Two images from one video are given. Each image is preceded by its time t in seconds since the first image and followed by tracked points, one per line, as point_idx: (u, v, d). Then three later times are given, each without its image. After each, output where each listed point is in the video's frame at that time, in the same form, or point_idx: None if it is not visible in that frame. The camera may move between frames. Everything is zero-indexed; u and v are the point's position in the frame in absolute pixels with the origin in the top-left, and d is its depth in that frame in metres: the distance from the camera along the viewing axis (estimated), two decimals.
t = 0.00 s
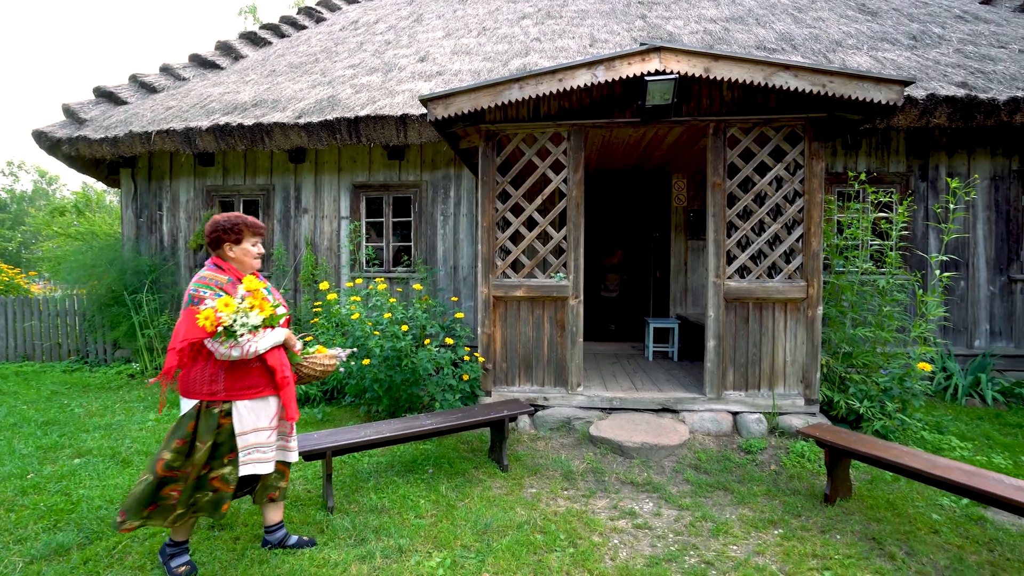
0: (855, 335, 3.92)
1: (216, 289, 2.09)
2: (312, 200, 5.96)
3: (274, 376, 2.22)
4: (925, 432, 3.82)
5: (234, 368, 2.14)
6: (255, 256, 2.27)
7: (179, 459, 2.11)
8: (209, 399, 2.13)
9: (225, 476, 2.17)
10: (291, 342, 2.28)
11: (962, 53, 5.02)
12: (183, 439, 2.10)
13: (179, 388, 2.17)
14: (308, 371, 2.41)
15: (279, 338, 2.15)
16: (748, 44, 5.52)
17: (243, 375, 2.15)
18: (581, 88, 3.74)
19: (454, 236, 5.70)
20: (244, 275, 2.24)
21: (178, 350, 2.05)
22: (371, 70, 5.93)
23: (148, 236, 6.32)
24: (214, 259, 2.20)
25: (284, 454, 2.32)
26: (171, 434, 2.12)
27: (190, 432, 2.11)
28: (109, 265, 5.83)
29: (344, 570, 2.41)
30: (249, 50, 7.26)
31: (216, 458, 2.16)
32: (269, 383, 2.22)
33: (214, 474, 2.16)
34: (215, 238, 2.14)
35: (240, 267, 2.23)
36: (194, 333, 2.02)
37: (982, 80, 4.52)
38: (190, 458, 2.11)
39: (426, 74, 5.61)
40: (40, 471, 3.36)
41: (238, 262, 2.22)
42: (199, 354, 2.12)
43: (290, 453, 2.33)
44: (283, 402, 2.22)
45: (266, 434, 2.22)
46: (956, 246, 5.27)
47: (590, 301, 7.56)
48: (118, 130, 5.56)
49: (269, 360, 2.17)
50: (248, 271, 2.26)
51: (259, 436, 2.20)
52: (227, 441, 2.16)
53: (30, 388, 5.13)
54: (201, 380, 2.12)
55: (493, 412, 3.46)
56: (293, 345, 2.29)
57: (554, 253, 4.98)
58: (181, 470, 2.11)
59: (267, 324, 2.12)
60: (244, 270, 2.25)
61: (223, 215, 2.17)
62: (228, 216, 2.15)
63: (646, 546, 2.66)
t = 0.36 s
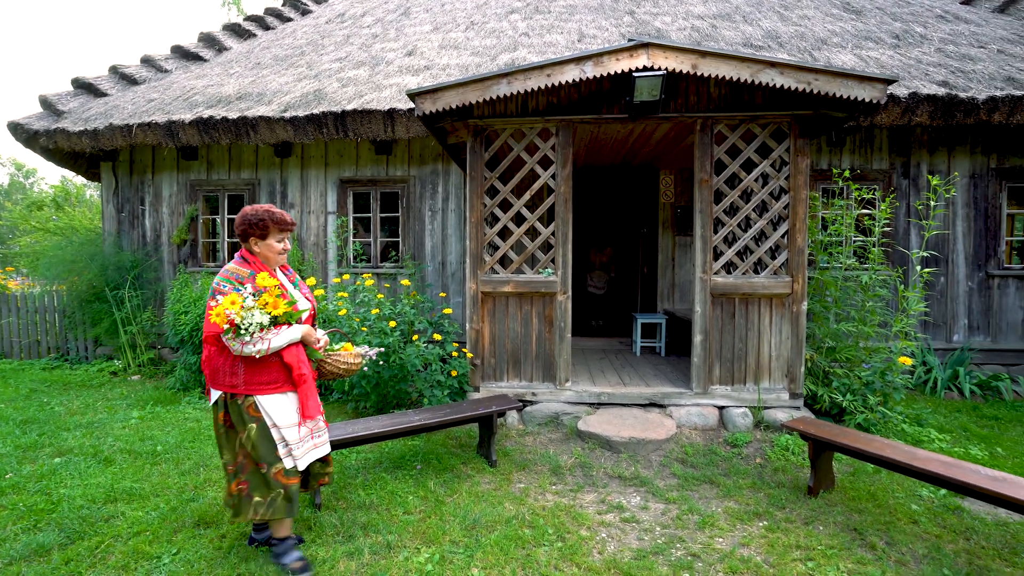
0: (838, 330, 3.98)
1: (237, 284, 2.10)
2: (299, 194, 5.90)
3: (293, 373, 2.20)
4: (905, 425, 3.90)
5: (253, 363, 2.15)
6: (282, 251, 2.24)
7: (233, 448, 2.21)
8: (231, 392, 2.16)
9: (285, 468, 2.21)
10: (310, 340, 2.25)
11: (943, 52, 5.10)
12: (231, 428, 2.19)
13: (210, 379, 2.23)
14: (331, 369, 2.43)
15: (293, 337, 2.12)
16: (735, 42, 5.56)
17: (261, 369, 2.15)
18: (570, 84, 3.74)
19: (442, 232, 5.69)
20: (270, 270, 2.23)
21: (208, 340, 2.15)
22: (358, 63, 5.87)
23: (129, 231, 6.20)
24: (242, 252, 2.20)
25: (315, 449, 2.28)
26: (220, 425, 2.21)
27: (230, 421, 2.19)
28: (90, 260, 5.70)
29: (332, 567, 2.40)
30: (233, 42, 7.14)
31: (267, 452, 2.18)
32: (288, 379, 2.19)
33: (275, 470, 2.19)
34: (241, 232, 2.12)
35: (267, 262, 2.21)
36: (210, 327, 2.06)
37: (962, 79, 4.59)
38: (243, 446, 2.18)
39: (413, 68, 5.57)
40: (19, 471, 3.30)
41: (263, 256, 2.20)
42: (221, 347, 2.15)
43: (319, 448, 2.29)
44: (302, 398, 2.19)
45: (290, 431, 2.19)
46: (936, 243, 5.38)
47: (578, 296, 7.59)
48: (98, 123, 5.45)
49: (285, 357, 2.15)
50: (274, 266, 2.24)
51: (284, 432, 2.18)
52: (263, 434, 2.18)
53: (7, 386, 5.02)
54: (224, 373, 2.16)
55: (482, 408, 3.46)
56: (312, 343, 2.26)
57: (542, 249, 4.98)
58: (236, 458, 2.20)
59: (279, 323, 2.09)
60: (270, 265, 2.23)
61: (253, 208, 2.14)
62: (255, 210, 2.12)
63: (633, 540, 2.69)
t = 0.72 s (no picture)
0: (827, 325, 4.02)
1: (273, 291, 2.00)
2: (289, 189, 5.84)
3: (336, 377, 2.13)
4: (892, 418, 3.95)
5: (296, 367, 2.06)
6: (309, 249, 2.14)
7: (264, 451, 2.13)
8: (273, 397, 2.07)
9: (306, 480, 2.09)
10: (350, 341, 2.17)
11: (932, 49, 5.14)
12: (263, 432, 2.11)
13: (245, 384, 2.13)
14: (366, 366, 2.36)
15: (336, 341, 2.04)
16: (726, 37, 5.57)
17: (305, 375, 2.07)
18: (562, 79, 3.73)
19: (434, 227, 5.67)
20: (301, 270, 2.13)
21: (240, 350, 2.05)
22: (348, 57, 5.82)
23: (116, 226, 6.11)
24: (269, 254, 2.09)
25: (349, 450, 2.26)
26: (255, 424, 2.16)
27: (264, 426, 2.10)
28: (76, 256, 5.61)
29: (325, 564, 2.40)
30: (221, 34, 7.04)
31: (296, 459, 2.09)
32: (331, 384, 2.13)
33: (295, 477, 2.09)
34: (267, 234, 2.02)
35: (297, 263, 2.11)
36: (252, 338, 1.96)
37: (950, 77, 4.64)
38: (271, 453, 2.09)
39: (404, 62, 5.53)
40: (6, 469, 3.26)
41: (292, 257, 2.10)
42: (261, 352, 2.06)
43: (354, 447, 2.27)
44: (344, 402, 2.15)
45: (326, 437, 2.14)
46: (924, 238, 5.43)
47: (570, 292, 7.60)
48: (83, 116, 5.36)
49: (329, 361, 2.08)
50: (304, 266, 2.14)
51: (322, 440, 2.12)
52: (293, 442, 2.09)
53: None
54: (265, 377, 2.07)
55: (474, 403, 3.46)
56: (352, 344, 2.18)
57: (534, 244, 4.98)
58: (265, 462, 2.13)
59: (324, 329, 2.00)
60: (300, 266, 2.13)
61: (275, 207, 2.03)
62: (279, 209, 2.01)
63: (624, 533, 2.71)
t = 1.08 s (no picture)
0: (822, 320, 4.04)
1: (324, 281, 1.96)
2: (284, 184, 5.81)
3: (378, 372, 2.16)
4: (886, 413, 3.98)
5: (341, 363, 2.04)
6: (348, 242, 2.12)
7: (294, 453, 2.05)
8: (315, 393, 2.01)
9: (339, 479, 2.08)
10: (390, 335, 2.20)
11: (926, 45, 5.15)
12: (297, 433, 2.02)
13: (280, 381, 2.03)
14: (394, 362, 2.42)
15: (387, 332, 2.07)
16: (723, 33, 5.57)
17: (351, 369, 2.06)
18: (558, 73, 3.72)
19: (430, 223, 5.66)
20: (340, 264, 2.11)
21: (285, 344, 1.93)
22: (343, 51, 5.78)
23: (110, 221, 6.07)
24: (309, 245, 2.04)
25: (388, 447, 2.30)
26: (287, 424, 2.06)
27: (300, 427, 2.02)
28: (69, 251, 5.58)
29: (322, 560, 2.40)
30: (215, 28, 6.99)
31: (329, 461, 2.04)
32: (373, 378, 2.16)
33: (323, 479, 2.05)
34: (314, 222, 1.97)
35: (338, 256, 2.08)
36: (306, 330, 1.91)
37: (945, 73, 4.65)
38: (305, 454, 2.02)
39: (400, 57, 5.50)
40: None
41: (332, 250, 2.07)
42: (303, 347, 1.99)
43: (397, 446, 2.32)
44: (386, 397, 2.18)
45: (370, 429, 2.19)
46: (918, 234, 5.46)
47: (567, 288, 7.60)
48: (75, 110, 5.31)
49: (374, 355, 2.10)
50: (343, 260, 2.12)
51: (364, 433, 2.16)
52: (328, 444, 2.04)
53: None
54: (307, 373, 2.00)
55: (470, 399, 3.47)
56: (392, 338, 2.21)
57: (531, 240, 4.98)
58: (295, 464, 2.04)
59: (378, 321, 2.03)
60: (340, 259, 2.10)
61: (324, 197, 2.00)
62: (329, 198, 1.99)
63: (620, 528, 2.72)
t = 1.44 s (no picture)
0: (814, 318, 4.08)
1: (371, 281, 1.99)
2: (276, 183, 5.77)
3: (422, 374, 2.16)
4: (876, 410, 4.02)
5: (386, 364, 2.05)
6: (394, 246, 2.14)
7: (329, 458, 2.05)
8: (360, 395, 2.03)
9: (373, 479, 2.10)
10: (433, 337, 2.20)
11: (916, 47, 5.21)
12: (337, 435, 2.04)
13: (325, 383, 2.06)
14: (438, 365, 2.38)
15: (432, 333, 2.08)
16: (716, 33, 5.60)
17: (394, 371, 2.07)
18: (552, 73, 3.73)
19: (424, 222, 5.64)
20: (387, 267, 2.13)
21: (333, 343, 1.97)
22: (336, 49, 5.75)
23: (99, 220, 5.99)
24: (356, 247, 2.07)
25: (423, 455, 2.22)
26: (324, 429, 2.06)
27: (341, 428, 2.03)
28: (58, 250, 5.52)
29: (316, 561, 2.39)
30: (206, 25, 6.93)
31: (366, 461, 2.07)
32: (417, 380, 2.15)
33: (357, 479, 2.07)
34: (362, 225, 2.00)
35: (385, 257, 2.10)
36: (354, 328, 1.94)
37: (934, 74, 4.71)
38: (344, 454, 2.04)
39: (394, 55, 5.48)
40: None
41: (379, 252, 2.09)
42: (350, 347, 2.02)
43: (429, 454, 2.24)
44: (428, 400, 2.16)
45: (410, 433, 2.14)
46: (908, 233, 5.53)
47: (560, 287, 7.62)
48: (64, 107, 5.24)
49: (419, 356, 2.10)
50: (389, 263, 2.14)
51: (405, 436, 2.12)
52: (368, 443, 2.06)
53: None
54: (353, 375, 2.02)
55: (464, 398, 3.46)
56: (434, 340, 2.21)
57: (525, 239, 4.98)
58: (329, 468, 2.04)
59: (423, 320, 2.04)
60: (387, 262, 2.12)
61: (374, 201, 2.03)
62: (379, 202, 2.01)
63: (614, 526, 2.73)
